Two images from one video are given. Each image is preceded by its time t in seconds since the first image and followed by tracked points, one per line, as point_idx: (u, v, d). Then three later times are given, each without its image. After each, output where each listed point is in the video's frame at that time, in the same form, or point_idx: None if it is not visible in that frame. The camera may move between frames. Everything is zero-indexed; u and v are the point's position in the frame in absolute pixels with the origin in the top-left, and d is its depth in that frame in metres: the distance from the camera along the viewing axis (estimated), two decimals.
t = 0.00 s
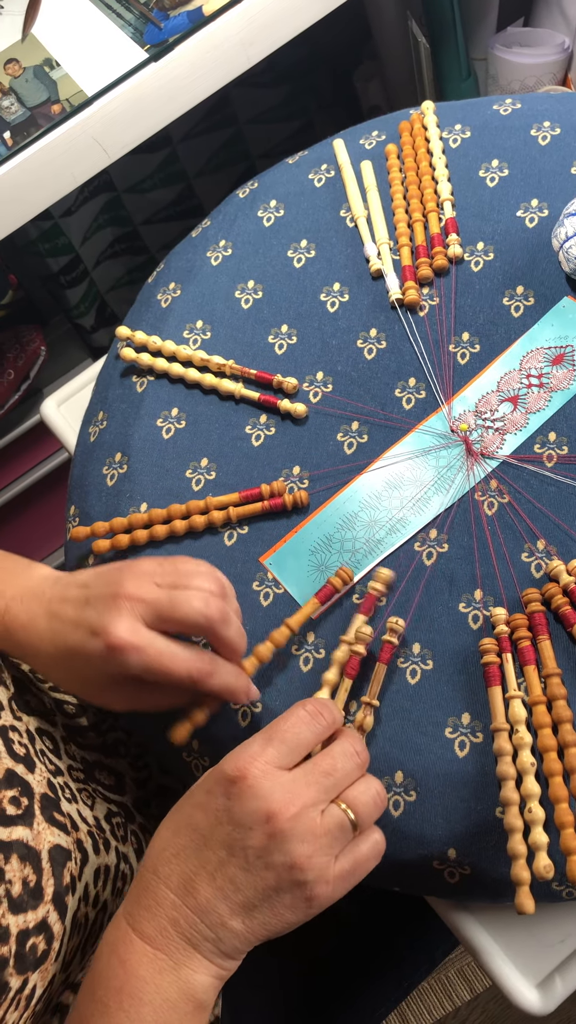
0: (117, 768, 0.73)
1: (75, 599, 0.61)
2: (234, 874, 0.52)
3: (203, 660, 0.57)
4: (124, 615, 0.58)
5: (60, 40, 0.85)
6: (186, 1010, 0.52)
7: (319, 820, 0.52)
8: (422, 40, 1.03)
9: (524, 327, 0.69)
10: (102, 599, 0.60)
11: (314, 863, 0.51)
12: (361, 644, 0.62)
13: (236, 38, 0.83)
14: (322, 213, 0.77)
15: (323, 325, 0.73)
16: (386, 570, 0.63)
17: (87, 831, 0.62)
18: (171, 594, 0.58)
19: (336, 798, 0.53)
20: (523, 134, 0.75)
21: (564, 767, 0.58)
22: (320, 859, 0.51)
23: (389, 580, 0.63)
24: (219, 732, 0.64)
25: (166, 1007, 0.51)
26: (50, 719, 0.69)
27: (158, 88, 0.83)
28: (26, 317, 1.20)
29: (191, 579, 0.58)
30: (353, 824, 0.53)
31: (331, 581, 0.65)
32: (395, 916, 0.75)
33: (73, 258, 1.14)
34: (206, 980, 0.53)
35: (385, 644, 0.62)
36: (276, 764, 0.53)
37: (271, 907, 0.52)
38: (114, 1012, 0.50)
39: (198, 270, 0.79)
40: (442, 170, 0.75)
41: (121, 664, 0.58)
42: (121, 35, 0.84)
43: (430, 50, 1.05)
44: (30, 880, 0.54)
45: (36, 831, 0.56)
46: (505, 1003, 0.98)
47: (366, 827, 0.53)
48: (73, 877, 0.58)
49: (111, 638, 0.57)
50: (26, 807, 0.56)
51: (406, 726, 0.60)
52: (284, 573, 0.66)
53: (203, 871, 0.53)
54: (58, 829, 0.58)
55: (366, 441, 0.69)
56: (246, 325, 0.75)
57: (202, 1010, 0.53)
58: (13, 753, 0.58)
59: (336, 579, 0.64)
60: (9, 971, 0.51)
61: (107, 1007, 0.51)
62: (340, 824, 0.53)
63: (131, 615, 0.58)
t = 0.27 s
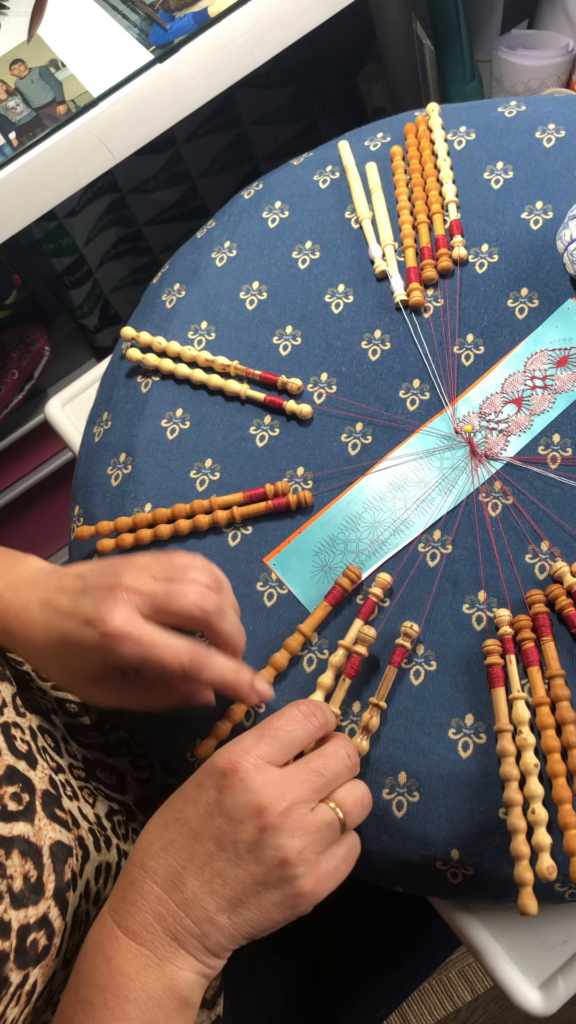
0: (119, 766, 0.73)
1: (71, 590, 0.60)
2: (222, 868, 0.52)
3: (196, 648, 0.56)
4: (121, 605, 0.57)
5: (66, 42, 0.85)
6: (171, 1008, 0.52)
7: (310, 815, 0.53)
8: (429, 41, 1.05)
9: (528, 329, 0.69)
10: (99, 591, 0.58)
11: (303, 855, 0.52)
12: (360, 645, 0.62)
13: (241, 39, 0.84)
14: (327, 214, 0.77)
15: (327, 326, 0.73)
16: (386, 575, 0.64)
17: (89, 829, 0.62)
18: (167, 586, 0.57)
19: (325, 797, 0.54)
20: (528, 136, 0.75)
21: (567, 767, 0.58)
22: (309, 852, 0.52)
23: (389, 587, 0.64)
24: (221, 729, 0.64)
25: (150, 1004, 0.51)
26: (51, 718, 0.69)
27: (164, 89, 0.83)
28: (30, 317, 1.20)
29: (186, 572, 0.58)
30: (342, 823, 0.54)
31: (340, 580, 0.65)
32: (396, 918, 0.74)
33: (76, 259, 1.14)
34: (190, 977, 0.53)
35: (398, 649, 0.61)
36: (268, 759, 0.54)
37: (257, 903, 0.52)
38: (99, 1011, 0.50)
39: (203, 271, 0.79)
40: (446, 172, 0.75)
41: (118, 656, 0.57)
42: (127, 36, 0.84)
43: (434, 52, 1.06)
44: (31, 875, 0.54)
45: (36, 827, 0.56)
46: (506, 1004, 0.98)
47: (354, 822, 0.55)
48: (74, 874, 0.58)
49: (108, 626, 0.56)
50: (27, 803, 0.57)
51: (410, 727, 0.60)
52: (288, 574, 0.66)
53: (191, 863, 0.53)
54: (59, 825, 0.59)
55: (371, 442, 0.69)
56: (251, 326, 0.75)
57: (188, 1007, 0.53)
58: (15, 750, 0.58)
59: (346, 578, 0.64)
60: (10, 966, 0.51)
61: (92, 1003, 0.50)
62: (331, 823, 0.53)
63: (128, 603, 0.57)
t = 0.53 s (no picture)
0: (122, 765, 0.73)
1: (52, 548, 0.63)
2: (210, 870, 0.52)
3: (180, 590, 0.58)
4: (103, 552, 0.59)
5: (71, 43, 0.86)
6: (158, 1008, 0.52)
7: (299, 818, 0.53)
8: (432, 46, 1.02)
9: (531, 332, 0.70)
10: (81, 542, 0.61)
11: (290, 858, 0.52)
12: (351, 641, 0.62)
13: (245, 42, 0.84)
14: (330, 216, 0.78)
15: (330, 328, 0.73)
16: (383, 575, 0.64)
17: (90, 826, 0.62)
18: (147, 534, 0.60)
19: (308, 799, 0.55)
20: (531, 139, 0.75)
21: (569, 770, 0.58)
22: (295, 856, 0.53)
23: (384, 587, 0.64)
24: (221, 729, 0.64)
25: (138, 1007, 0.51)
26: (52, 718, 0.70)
27: (167, 91, 0.83)
28: (33, 317, 1.21)
29: (164, 521, 0.61)
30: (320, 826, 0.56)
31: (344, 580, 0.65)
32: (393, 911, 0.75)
33: (79, 259, 1.14)
34: (176, 976, 0.53)
35: (379, 643, 0.62)
36: (254, 763, 0.54)
37: (242, 903, 0.53)
38: (86, 1012, 0.50)
39: (206, 273, 0.79)
40: (450, 175, 0.75)
41: (100, 602, 0.58)
42: (131, 37, 0.84)
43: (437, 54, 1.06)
44: (33, 872, 0.54)
45: (38, 823, 0.56)
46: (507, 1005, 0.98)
47: (332, 820, 0.56)
48: (76, 871, 0.58)
49: (89, 572, 0.58)
50: (29, 800, 0.57)
51: (412, 728, 0.60)
52: (291, 575, 0.67)
53: (179, 865, 0.53)
54: (61, 823, 0.59)
55: (373, 443, 0.69)
56: (254, 328, 0.75)
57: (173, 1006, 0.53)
58: (17, 748, 0.59)
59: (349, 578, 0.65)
60: (11, 962, 0.52)
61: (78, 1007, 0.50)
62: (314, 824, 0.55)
63: (111, 553, 0.59)
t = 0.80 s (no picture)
0: (125, 766, 0.73)
1: (64, 561, 0.64)
2: (214, 903, 0.51)
3: (190, 613, 0.59)
4: (114, 570, 0.60)
5: (75, 43, 0.86)
6: None
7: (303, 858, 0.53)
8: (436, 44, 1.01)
9: (535, 331, 0.70)
10: (93, 559, 0.62)
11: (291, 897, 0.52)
12: (359, 643, 0.62)
13: (249, 41, 0.84)
14: (334, 216, 0.78)
15: (334, 327, 0.73)
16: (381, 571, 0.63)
17: (93, 829, 0.62)
18: (160, 554, 0.60)
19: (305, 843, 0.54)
20: (535, 139, 0.75)
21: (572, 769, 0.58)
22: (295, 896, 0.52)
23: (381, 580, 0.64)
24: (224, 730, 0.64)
25: None
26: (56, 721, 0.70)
27: (171, 91, 0.83)
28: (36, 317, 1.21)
29: (176, 541, 0.61)
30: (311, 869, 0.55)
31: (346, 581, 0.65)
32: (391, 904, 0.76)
33: (82, 260, 1.14)
34: (167, 1005, 0.52)
35: (397, 647, 0.61)
36: (266, 802, 0.53)
37: (240, 936, 0.52)
38: None
39: (210, 272, 0.79)
40: (454, 174, 0.75)
41: (110, 619, 0.59)
42: (136, 37, 0.84)
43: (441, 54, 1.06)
44: (35, 873, 0.54)
45: (41, 825, 0.56)
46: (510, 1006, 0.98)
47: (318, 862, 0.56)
48: (78, 873, 0.58)
49: (101, 590, 0.59)
50: (32, 800, 0.57)
51: (415, 726, 0.60)
52: (294, 574, 0.67)
53: (183, 896, 0.52)
54: (64, 824, 0.59)
55: (377, 443, 0.69)
56: (258, 327, 0.75)
57: None
58: (20, 748, 0.59)
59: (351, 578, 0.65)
60: (12, 963, 0.51)
61: None
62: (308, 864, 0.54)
63: (122, 571, 0.60)
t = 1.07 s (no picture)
0: (127, 764, 0.73)
1: (70, 574, 0.64)
2: (239, 903, 0.52)
3: (194, 636, 0.59)
4: (121, 587, 0.60)
5: (77, 41, 0.86)
6: None
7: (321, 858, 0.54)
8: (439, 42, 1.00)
9: (538, 329, 0.69)
10: (99, 574, 0.62)
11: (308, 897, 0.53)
12: (348, 630, 0.62)
13: (252, 40, 0.84)
14: (337, 215, 0.77)
15: (337, 326, 0.73)
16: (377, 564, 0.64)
17: (96, 826, 0.62)
18: (167, 573, 0.60)
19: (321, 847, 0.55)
20: (538, 137, 0.75)
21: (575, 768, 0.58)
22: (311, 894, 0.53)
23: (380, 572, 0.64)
24: (226, 728, 0.64)
25: None
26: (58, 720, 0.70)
27: (173, 89, 0.83)
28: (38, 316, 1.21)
29: (184, 561, 0.61)
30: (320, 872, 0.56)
31: (346, 579, 0.65)
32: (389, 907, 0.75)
33: (85, 259, 1.14)
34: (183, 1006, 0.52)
35: (390, 642, 0.61)
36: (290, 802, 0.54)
37: (259, 937, 0.53)
38: None
39: (212, 271, 0.79)
40: (457, 173, 0.75)
41: (115, 637, 0.59)
42: (138, 35, 0.84)
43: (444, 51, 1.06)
44: (38, 870, 0.54)
45: (44, 823, 0.56)
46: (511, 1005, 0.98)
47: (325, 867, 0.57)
48: (81, 871, 0.58)
49: (106, 607, 0.59)
50: (35, 798, 0.57)
51: (417, 725, 0.60)
52: (297, 572, 0.67)
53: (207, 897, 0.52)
54: (67, 822, 0.59)
55: (380, 442, 0.69)
56: (260, 326, 0.75)
57: None
58: (23, 746, 0.59)
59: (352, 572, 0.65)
60: (15, 961, 0.51)
61: None
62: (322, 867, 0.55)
63: (129, 588, 0.60)
